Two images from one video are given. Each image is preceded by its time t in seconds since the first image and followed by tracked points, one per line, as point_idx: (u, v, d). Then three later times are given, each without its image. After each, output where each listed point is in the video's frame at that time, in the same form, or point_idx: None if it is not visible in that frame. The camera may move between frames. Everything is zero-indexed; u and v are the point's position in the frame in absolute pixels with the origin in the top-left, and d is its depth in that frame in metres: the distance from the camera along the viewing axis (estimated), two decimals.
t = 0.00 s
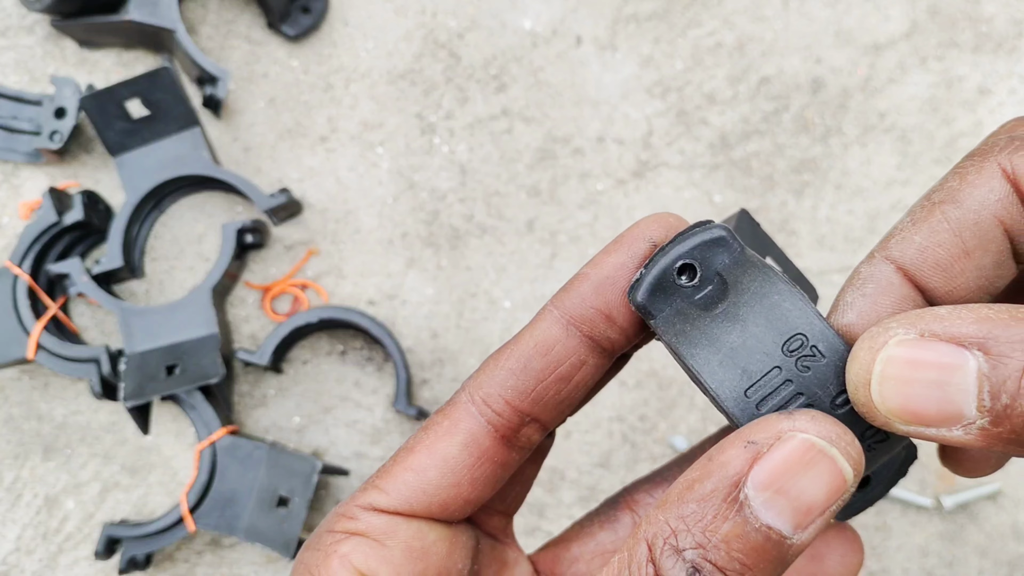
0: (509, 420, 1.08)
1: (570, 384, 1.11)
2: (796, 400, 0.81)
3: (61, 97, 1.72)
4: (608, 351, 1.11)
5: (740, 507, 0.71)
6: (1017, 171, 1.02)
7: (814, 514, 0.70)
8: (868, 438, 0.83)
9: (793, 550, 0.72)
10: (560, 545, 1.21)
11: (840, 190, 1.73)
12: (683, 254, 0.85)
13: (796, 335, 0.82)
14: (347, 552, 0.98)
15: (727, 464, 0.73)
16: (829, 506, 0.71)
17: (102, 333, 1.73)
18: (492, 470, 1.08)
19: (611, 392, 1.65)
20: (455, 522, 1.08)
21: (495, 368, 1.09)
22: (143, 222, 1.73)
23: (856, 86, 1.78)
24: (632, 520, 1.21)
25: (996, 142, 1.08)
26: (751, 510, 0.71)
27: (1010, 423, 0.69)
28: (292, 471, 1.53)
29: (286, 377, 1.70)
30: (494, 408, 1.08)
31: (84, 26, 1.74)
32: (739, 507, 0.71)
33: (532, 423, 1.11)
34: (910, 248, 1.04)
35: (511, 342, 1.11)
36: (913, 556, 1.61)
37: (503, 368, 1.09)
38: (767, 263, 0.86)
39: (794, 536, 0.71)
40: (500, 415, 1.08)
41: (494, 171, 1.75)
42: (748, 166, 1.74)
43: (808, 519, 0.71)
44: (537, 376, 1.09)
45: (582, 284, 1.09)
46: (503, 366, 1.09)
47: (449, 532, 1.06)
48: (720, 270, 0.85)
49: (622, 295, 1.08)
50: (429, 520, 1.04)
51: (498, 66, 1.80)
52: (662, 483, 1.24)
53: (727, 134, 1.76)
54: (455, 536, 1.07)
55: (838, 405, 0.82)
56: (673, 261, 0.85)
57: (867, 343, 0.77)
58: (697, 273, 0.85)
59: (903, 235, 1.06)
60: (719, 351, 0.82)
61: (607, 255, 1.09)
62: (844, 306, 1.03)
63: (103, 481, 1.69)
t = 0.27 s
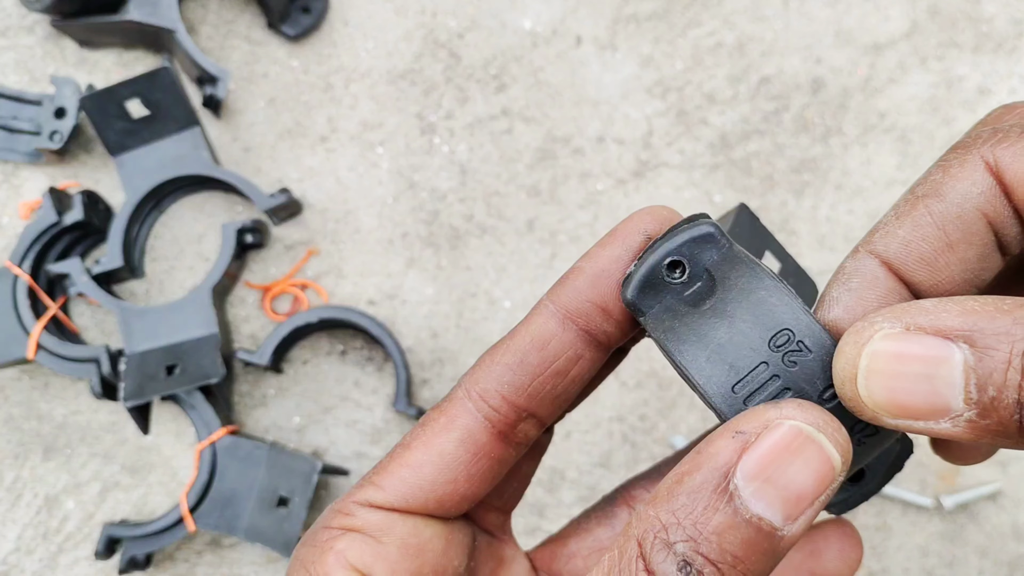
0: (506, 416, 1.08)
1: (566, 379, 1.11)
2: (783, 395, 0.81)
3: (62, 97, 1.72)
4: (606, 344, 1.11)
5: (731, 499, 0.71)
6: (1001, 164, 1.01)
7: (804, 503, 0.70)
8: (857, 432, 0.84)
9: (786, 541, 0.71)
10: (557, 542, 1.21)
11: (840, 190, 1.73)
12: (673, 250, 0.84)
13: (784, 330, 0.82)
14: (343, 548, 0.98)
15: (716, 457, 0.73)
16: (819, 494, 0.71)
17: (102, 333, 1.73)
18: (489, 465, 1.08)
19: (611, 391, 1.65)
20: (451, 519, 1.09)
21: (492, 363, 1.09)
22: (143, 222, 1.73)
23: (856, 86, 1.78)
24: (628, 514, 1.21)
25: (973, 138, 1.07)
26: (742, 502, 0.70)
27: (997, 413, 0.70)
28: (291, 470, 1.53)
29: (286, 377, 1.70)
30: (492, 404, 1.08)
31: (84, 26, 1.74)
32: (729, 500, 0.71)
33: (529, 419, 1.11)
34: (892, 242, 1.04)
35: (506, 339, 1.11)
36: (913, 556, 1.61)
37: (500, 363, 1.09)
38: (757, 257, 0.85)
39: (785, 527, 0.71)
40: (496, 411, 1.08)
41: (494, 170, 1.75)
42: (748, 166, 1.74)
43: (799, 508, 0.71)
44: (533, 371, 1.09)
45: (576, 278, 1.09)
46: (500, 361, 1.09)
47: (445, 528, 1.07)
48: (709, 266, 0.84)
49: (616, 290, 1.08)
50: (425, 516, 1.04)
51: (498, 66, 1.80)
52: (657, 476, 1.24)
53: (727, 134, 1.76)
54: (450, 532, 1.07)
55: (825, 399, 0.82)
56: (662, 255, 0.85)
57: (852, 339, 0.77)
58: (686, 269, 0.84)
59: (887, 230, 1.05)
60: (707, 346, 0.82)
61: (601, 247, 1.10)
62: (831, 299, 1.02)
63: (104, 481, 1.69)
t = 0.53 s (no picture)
0: (432, 386, 1.16)
1: (483, 342, 1.17)
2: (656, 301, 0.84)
3: (61, 97, 1.72)
4: (514, 303, 1.16)
5: (598, 377, 0.76)
6: (924, 105, 1.16)
7: (670, 369, 0.75)
8: (734, 317, 0.86)
9: (662, 411, 0.76)
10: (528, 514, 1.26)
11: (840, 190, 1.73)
12: (541, 197, 0.93)
13: (637, 233, 0.86)
14: (306, 539, 1.03)
15: (584, 345, 0.78)
16: (681, 356, 0.76)
17: (102, 333, 1.73)
18: (426, 436, 1.14)
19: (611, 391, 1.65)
20: (410, 500, 1.14)
21: (413, 342, 1.17)
22: (143, 221, 1.73)
23: (856, 86, 1.78)
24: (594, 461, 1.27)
25: (949, 68, 1.17)
26: (610, 377, 0.76)
27: (981, 312, 0.73)
28: (292, 470, 1.53)
29: (286, 377, 1.70)
30: (417, 377, 1.16)
31: (84, 26, 1.74)
32: (597, 378, 0.76)
33: (456, 386, 1.17)
34: (855, 146, 1.19)
35: (423, 318, 1.19)
36: (913, 556, 1.61)
37: (420, 341, 1.17)
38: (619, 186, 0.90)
39: (658, 395, 0.75)
40: (422, 385, 1.15)
41: (494, 171, 1.75)
42: (748, 166, 1.74)
43: (666, 373, 0.75)
44: (449, 341, 1.16)
45: (474, 249, 1.15)
46: (420, 340, 1.17)
47: (404, 507, 1.12)
48: (575, 206, 0.91)
49: (502, 249, 1.13)
50: (381, 497, 1.10)
51: (498, 66, 1.80)
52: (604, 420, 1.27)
53: (727, 134, 1.76)
54: (410, 511, 1.12)
55: (689, 283, 0.84)
56: (532, 205, 0.93)
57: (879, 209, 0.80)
58: (557, 212, 0.92)
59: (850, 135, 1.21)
60: (586, 275, 0.88)
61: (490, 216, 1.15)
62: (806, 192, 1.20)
63: (103, 481, 1.69)
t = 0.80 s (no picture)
0: (415, 400, 1.19)
1: (456, 348, 1.19)
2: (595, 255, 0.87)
3: (61, 97, 1.72)
4: (480, 303, 1.19)
5: (555, 343, 0.78)
6: (895, 106, 1.15)
7: (622, 322, 0.77)
8: (684, 262, 0.88)
9: (624, 365, 0.77)
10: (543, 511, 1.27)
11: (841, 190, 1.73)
12: (483, 193, 1.00)
13: (575, 200, 0.88)
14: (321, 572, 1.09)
15: (537, 315, 0.80)
16: (632, 308, 0.77)
17: (102, 333, 1.73)
18: (418, 451, 1.18)
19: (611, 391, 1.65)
20: (416, 519, 1.17)
21: (389, 362, 1.21)
22: (143, 221, 1.73)
23: (856, 86, 1.78)
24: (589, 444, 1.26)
25: (928, 68, 1.16)
26: (566, 341, 0.77)
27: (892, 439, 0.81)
28: (292, 470, 1.53)
29: (286, 377, 1.69)
30: (399, 395, 1.19)
31: (84, 26, 1.74)
32: (553, 344, 0.78)
33: (439, 396, 1.20)
34: (824, 141, 1.19)
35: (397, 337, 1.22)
36: (913, 556, 1.61)
37: (396, 360, 1.20)
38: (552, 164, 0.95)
39: (617, 350, 0.77)
40: (405, 401, 1.19)
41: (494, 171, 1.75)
42: (748, 166, 1.74)
43: (623, 328, 0.77)
44: (423, 353, 1.19)
45: (432, 257, 1.19)
46: (395, 359, 1.21)
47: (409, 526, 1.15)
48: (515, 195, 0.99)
49: (458, 253, 1.16)
50: (385, 521, 1.14)
51: (498, 66, 1.80)
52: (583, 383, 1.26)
53: (727, 134, 1.76)
54: (417, 530, 1.15)
55: (635, 238, 0.87)
56: (477, 203, 1.00)
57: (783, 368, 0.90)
58: (501, 204, 1.00)
59: (822, 128, 1.21)
60: (534, 253, 0.90)
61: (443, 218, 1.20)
62: (773, 180, 1.22)
63: (103, 481, 1.69)
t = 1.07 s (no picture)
0: (444, 433, 1.22)
1: (479, 377, 1.23)
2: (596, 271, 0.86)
3: (62, 97, 1.72)
4: (495, 330, 1.22)
5: (562, 358, 0.78)
6: (899, 136, 1.08)
7: (626, 330, 0.78)
8: (683, 267, 0.86)
9: (632, 373, 0.77)
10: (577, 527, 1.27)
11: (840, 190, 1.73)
12: (483, 221, 1.01)
13: (570, 219, 0.88)
14: None
15: (543, 332, 0.80)
16: (634, 314, 0.78)
17: (102, 333, 1.73)
18: (453, 484, 1.21)
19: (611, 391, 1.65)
20: (455, 552, 1.19)
21: (416, 398, 1.25)
22: (143, 221, 1.73)
23: (856, 86, 1.78)
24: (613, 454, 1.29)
25: (930, 87, 1.09)
26: (572, 355, 0.78)
27: (823, 461, 0.96)
28: (291, 471, 1.53)
29: (286, 377, 1.69)
30: (428, 430, 1.23)
31: (84, 26, 1.74)
32: (561, 359, 0.78)
33: (467, 427, 1.24)
34: (830, 178, 1.13)
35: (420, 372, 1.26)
36: (913, 555, 1.61)
37: (421, 396, 1.24)
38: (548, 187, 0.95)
39: (624, 358, 0.77)
40: (433, 435, 1.22)
41: (494, 171, 1.75)
42: (748, 166, 1.74)
43: (627, 336, 0.78)
44: (446, 386, 1.23)
45: (445, 291, 1.23)
46: (421, 395, 1.24)
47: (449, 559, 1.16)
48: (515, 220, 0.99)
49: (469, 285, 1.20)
50: (423, 555, 1.15)
51: (498, 66, 1.80)
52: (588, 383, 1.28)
53: (727, 134, 1.76)
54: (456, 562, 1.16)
55: (632, 249, 0.86)
56: (479, 231, 1.00)
57: (731, 396, 1.05)
58: (503, 231, 1.00)
59: (826, 163, 1.14)
60: (536, 275, 0.90)
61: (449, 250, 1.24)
62: (782, 221, 1.16)
63: (103, 481, 1.69)
